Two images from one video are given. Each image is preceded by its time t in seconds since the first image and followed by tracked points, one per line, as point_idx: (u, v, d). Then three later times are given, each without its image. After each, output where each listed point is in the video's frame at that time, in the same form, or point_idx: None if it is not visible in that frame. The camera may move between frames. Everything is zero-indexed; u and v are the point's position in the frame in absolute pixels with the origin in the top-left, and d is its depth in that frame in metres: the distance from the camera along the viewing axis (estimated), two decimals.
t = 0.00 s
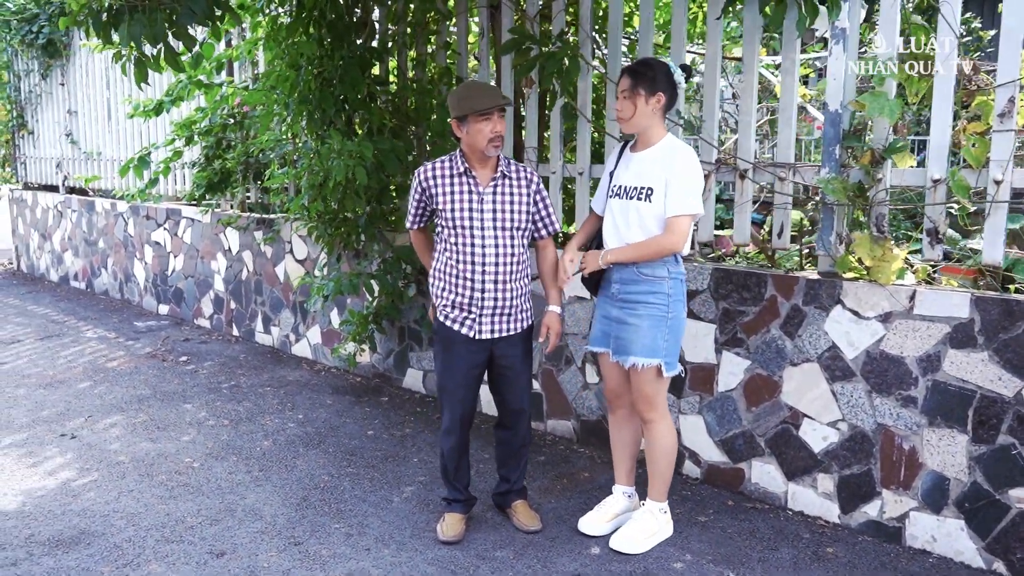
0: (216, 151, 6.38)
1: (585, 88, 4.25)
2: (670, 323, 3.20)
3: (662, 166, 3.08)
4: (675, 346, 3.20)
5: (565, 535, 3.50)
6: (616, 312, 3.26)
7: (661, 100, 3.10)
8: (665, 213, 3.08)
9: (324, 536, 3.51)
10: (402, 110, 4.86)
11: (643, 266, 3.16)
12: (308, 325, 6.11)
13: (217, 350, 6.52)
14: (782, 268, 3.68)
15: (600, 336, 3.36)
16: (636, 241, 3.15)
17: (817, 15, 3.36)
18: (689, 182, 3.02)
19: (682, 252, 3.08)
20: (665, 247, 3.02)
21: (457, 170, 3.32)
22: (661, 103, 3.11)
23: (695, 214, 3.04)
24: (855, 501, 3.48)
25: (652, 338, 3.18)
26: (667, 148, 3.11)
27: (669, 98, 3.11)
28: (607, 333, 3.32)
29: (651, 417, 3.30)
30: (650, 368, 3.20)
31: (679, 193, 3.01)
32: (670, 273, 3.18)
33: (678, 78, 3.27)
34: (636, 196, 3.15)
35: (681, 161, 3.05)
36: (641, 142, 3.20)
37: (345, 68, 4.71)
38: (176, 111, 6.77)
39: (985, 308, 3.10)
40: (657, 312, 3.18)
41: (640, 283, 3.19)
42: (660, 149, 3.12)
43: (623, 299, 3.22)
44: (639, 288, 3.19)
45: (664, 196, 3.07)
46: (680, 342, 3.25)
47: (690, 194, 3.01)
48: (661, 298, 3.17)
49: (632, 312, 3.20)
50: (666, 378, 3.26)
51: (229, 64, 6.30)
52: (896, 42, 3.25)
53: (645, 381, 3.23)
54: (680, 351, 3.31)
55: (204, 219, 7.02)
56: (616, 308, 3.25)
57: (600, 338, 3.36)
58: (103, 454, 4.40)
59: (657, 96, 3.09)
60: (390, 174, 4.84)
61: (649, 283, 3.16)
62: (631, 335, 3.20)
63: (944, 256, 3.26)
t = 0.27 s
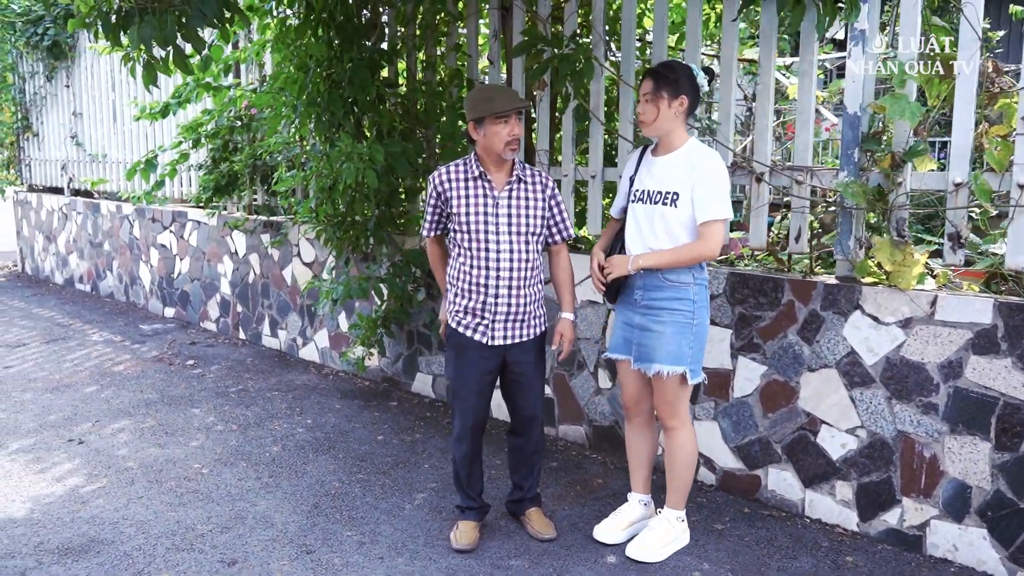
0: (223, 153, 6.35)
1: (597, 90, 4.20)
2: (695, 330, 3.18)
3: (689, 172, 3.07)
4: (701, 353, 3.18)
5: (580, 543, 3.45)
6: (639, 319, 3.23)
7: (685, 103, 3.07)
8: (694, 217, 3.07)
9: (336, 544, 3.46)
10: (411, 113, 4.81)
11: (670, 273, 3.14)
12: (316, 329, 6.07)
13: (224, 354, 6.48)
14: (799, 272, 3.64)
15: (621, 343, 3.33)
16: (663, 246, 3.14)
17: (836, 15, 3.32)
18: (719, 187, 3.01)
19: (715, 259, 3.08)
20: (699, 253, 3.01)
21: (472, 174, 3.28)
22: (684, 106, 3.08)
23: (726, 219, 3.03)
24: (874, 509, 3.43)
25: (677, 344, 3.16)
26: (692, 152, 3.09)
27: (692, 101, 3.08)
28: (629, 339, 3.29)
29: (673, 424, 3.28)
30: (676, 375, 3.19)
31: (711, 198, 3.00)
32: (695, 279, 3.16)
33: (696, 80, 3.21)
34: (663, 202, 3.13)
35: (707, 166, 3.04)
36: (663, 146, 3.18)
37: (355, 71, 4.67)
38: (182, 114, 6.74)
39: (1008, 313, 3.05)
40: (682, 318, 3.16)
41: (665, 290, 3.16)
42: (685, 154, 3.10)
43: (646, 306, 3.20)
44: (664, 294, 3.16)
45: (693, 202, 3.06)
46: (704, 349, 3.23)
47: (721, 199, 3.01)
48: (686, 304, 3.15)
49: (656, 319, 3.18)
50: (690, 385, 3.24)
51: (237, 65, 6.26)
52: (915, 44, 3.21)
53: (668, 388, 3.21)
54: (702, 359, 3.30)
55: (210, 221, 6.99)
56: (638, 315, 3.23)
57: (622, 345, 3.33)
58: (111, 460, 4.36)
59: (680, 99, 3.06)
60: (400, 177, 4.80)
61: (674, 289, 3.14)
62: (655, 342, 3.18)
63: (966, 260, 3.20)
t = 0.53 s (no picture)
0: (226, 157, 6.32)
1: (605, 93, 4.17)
2: (711, 338, 3.15)
3: (707, 177, 3.04)
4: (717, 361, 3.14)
5: (588, 553, 3.41)
6: (654, 326, 3.19)
7: (698, 108, 3.03)
8: (716, 222, 3.05)
9: (343, 554, 3.42)
10: (416, 115, 4.77)
11: (688, 280, 3.11)
12: (319, 333, 6.03)
13: (226, 358, 6.44)
14: (809, 278, 3.59)
15: (635, 350, 3.29)
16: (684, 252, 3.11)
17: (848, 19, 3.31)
18: (741, 192, 2.99)
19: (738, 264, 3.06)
20: (725, 259, 2.99)
21: (480, 180, 3.23)
22: (697, 111, 3.04)
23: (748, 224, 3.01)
24: (886, 518, 3.39)
25: (693, 352, 3.12)
26: (710, 157, 3.06)
27: (706, 105, 3.04)
28: (643, 347, 3.25)
29: (684, 432, 3.24)
30: (692, 383, 3.15)
31: (733, 203, 2.97)
32: (713, 285, 3.13)
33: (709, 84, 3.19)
34: (681, 207, 3.10)
35: (726, 170, 3.01)
36: (677, 151, 3.14)
37: (360, 74, 4.63)
38: (185, 116, 6.70)
39: None
40: (699, 326, 3.12)
41: (682, 296, 3.13)
42: (703, 159, 3.07)
43: (662, 313, 3.16)
44: (681, 301, 3.13)
45: (714, 207, 3.03)
46: (719, 357, 3.19)
47: (743, 204, 2.98)
48: (703, 312, 3.12)
49: (672, 326, 3.14)
50: (704, 393, 3.20)
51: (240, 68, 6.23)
52: (928, 47, 3.17)
53: (681, 396, 3.18)
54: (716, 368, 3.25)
55: (213, 225, 6.95)
56: (653, 322, 3.19)
57: (635, 352, 3.29)
58: (113, 467, 4.31)
59: (693, 103, 3.02)
60: (405, 181, 4.76)
61: (692, 296, 3.11)
62: (671, 349, 3.14)
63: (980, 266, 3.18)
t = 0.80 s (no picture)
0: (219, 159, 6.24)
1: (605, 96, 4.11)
2: (713, 346, 3.08)
3: (710, 181, 2.97)
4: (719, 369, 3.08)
5: (589, 565, 3.35)
6: (655, 333, 3.13)
7: (703, 112, 2.97)
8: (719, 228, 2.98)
9: (338, 567, 3.35)
10: (412, 118, 4.69)
11: (689, 286, 3.04)
12: (314, 338, 5.96)
13: (220, 363, 6.36)
14: (814, 285, 3.55)
15: (635, 358, 3.22)
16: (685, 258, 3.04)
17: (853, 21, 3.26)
18: (744, 197, 2.92)
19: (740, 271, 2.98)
20: (726, 265, 2.92)
21: (480, 186, 3.16)
22: (702, 115, 2.98)
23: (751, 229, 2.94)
24: (892, 528, 3.33)
25: (695, 360, 3.05)
26: (713, 161, 2.99)
27: (711, 109, 2.98)
28: (643, 354, 3.18)
29: (686, 441, 3.17)
30: (693, 391, 3.08)
31: (735, 208, 2.90)
32: (714, 292, 3.06)
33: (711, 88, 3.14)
34: (683, 212, 3.03)
35: (729, 175, 2.94)
36: (680, 155, 3.07)
37: (356, 76, 4.56)
38: (178, 118, 6.63)
39: None
40: (700, 333, 3.06)
41: (683, 303, 3.06)
42: (706, 163, 3.00)
43: (662, 320, 3.10)
44: (682, 308, 3.06)
45: (716, 212, 2.96)
46: (721, 365, 3.13)
47: (746, 208, 2.91)
48: (705, 319, 3.05)
49: (673, 333, 3.07)
50: (706, 402, 3.13)
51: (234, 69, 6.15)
52: (934, 49, 3.10)
53: (683, 404, 3.11)
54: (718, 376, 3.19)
55: (207, 228, 6.87)
56: (654, 329, 3.12)
57: (636, 360, 3.22)
58: (104, 476, 4.23)
59: (699, 107, 2.96)
60: (401, 184, 4.69)
61: (693, 303, 3.04)
62: (672, 357, 3.07)
63: (988, 273, 3.14)
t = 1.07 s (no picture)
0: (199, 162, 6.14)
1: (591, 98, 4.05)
2: (697, 352, 3.01)
3: (692, 185, 2.90)
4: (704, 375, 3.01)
5: None
6: (639, 339, 3.06)
7: (685, 115, 2.90)
8: (701, 233, 2.91)
9: None
10: (396, 120, 4.61)
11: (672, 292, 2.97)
12: (296, 343, 5.86)
13: (200, 369, 6.24)
14: (804, 290, 3.51)
15: (619, 364, 3.15)
16: (668, 263, 2.97)
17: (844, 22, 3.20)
18: (727, 200, 2.86)
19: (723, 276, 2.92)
20: (709, 270, 2.85)
21: (464, 190, 3.08)
22: (684, 118, 2.91)
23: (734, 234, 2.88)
24: (885, 537, 3.29)
25: (679, 367, 2.98)
26: (695, 165, 2.93)
27: (693, 113, 2.91)
28: (627, 361, 3.11)
29: (672, 449, 3.09)
30: (678, 399, 3.01)
31: (718, 212, 2.84)
32: (698, 297, 2.99)
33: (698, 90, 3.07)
34: (665, 217, 2.96)
35: (712, 179, 2.88)
36: (663, 159, 3.00)
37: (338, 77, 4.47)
38: (157, 120, 6.51)
39: None
40: (685, 339, 2.98)
41: (667, 309, 2.99)
42: (688, 167, 2.94)
43: (646, 326, 3.02)
44: (666, 314, 2.99)
45: (699, 216, 2.89)
46: (706, 372, 3.06)
47: (729, 213, 2.84)
48: (689, 324, 2.98)
49: (657, 340, 3.00)
50: (691, 409, 3.06)
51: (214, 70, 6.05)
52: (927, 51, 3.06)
53: (668, 411, 3.04)
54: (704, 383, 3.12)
55: (186, 231, 6.75)
56: (637, 335, 3.05)
57: (620, 366, 3.15)
58: (79, 488, 4.12)
59: (681, 110, 2.89)
60: (384, 188, 4.61)
61: (676, 308, 2.97)
62: (656, 364, 3.00)
63: (980, 278, 3.09)
